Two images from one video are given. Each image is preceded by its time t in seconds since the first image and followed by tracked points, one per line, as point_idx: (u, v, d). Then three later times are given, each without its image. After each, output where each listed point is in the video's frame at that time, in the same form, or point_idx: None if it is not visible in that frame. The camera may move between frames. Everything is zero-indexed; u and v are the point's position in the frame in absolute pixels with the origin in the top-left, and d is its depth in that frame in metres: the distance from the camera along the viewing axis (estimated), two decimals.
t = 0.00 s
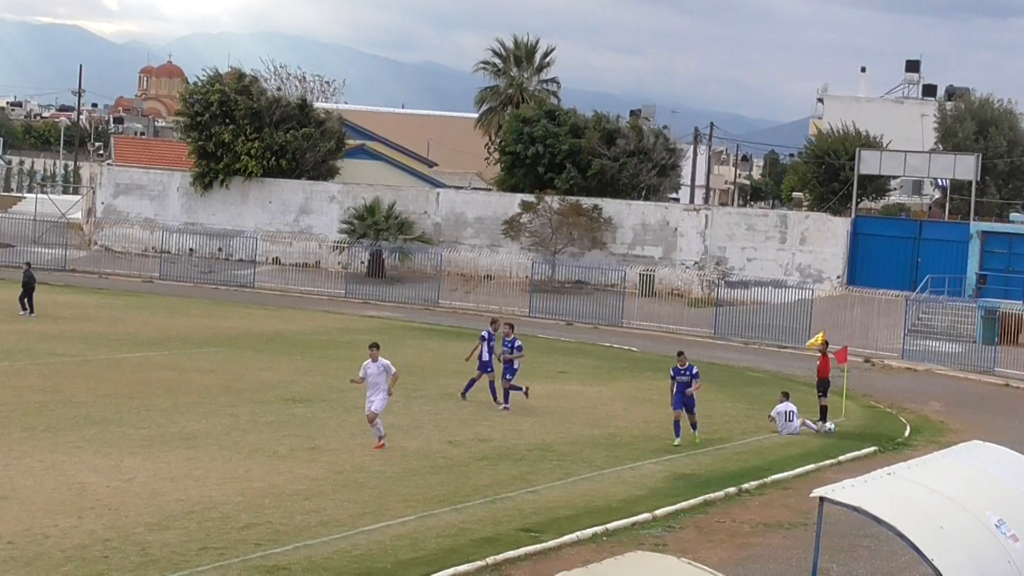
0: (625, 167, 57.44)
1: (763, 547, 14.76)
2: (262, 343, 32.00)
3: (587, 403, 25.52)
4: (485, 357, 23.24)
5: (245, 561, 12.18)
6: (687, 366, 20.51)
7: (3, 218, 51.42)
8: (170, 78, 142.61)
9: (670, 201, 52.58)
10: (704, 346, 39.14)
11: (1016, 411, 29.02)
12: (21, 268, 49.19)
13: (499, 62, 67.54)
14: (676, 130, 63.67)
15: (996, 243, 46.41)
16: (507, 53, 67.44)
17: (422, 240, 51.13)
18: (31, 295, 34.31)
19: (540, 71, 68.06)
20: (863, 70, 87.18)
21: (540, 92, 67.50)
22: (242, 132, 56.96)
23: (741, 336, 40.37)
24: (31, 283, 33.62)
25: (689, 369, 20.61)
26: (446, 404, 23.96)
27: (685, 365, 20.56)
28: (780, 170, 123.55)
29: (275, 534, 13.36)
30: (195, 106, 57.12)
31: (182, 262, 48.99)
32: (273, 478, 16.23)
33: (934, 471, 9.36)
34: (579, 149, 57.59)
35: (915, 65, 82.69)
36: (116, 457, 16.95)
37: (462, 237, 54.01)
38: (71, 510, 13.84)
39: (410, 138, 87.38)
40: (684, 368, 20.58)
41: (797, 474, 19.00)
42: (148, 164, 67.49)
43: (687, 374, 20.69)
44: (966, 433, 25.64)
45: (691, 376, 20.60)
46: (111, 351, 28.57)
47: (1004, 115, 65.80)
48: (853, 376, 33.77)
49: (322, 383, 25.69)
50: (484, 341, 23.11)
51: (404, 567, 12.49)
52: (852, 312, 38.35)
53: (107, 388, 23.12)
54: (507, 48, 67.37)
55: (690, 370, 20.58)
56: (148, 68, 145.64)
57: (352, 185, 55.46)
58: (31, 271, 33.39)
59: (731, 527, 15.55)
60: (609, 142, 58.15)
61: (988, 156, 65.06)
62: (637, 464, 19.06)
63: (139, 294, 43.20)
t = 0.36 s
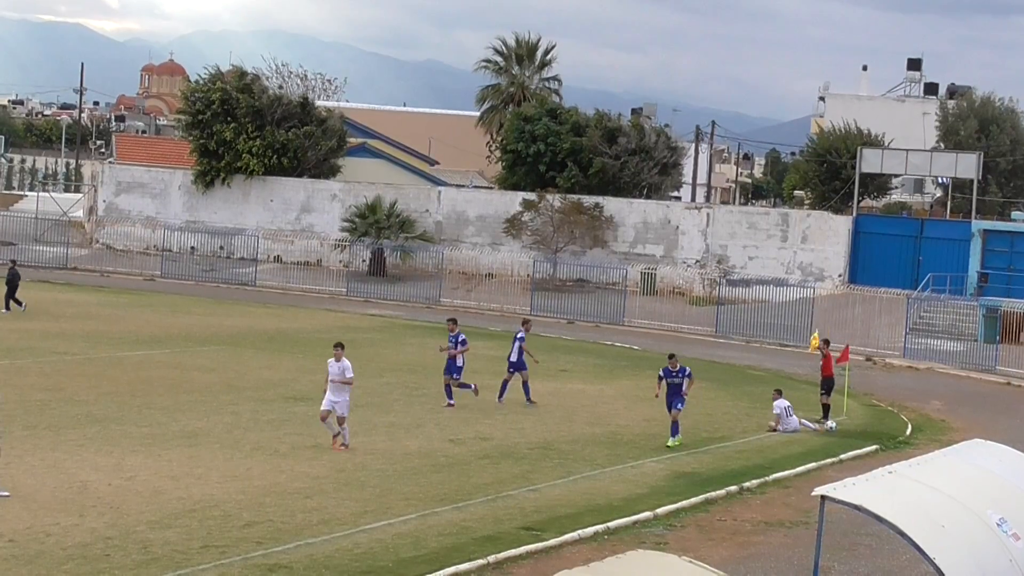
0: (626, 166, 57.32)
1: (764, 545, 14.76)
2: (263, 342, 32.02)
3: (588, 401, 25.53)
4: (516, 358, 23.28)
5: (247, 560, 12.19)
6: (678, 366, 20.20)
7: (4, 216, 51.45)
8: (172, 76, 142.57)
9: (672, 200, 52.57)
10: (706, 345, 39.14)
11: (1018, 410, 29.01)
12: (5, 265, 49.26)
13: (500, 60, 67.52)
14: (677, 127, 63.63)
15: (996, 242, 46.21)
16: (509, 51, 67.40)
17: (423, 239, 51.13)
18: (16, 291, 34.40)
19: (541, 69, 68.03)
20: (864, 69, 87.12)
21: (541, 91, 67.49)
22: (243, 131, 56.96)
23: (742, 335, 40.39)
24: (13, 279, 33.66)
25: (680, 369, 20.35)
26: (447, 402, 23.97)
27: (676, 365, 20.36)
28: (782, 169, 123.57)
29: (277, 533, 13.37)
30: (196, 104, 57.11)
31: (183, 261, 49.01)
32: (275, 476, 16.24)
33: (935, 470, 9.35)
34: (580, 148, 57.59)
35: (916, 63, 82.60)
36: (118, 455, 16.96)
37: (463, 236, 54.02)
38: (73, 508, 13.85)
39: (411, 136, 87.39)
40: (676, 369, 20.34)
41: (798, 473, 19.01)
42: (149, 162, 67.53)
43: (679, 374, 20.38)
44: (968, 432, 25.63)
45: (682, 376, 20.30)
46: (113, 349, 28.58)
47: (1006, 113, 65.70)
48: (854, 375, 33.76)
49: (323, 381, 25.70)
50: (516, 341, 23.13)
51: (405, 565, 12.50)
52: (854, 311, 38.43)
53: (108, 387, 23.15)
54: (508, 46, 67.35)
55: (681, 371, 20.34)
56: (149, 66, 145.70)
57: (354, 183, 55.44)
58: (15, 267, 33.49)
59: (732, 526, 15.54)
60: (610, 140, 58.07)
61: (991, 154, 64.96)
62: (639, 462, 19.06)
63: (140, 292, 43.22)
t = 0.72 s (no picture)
0: (627, 168, 57.11)
1: (765, 548, 14.76)
2: (264, 344, 32.07)
3: (588, 404, 25.54)
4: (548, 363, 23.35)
5: (248, 562, 12.20)
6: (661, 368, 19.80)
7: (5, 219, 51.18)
8: (173, 79, 142.60)
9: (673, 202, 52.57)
10: (708, 348, 39.15)
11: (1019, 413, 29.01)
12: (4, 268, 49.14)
13: (502, 63, 67.55)
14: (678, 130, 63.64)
15: (998, 245, 45.51)
16: (510, 54, 67.44)
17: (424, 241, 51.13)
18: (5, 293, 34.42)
19: (542, 72, 68.07)
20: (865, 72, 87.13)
21: (543, 93, 67.51)
22: (245, 134, 56.96)
23: (743, 338, 40.41)
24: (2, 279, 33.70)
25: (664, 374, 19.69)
26: (448, 405, 24.00)
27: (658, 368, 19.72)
28: (782, 173, 123.61)
29: (278, 535, 13.38)
30: (197, 107, 57.14)
31: (184, 263, 48.94)
32: (276, 479, 16.25)
33: (937, 473, 9.34)
34: (581, 151, 57.59)
35: (917, 66, 82.62)
36: (119, 458, 16.99)
37: (464, 238, 54.06)
38: (74, 511, 13.87)
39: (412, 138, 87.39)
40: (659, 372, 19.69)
41: (799, 476, 19.01)
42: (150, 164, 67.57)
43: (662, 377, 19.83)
44: (969, 435, 25.63)
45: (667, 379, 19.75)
46: (114, 352, 28.61)
47: (1008, 117, 65.70)
48: (855, 378, 33.79)
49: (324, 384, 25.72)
50: (549, 346, 23.26)
51: (406, 568, 12.50)
52: (856, 313, 38.41)
53: (109, 389, 23.16)
54: (509, 49, 67.40)
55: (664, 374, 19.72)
56: (150, 69, 145.73)
57: (355, 186, 55.48)
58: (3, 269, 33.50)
59: (733, 529, 15.55)
60: (611, 142, 58.00)
61: (992, 157, 64.93)
62: (640, 465, 19.07)
63: (141, 295, 43.28)
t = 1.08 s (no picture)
0: (628, 169, 57.08)
1: (766, 549, 14.74)
2: (265, 346, 32.08)
3: (589, 405, 25.53)
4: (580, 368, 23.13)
5: (249, 563, 12.20)
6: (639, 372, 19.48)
7: (5, 220, 50.89)
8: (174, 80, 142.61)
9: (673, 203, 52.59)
10: (708, 349, 39.14)
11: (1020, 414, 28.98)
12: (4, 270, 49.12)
13: (502, 64, 67.56)
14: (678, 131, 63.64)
15: (998, 245, 45.39)
16: (511, 56, 67.44)
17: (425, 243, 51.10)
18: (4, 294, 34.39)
19: (543, 73, 68.08)
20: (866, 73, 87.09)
21: (543, 95, 67.53)
22: (245, 135, 56.95)
23: (744, 339, 40.41)
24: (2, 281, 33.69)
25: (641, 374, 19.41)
26: (450, 406, 24.02)
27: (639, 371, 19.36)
28: (783, 174, 123.72)
29: (279, 536, 13.39)
30: (198, 108, 57.17)
31: (185, 264, 48.93)
32: (277, 480, 16.25)
33: (937, 474, 9.34)
34: (582, 152, 57.60)
35: (918, 68, 82.62)
36: (120, 459, 16.99)
37: (464, 239, 54.10)
38: (74, 512, 13.87)
39: (412, 139, 87.39)
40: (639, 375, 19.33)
41: (800, 477, 18.99)
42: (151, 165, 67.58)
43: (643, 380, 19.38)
44: (970, 436, 25.60)
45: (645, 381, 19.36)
46: (114, 353, 28.62)
47: (1009, 118, 65.68)
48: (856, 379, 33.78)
49: (325, 385, 25.72)
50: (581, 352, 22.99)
51: (407, 570, 12.49)
52: (857, 314, 38.37)
53: (111, 391, 23.15)
54: (510, 50, 67.41)
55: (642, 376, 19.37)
56: (151, 71, 145.74)
57: (356, 187, 55.53)
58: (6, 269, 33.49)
59: (734, 530, 15.54)
60: (612, 143, 58.01)
61: (993, 158, 64.90)
62: (641, 466, 19.07)
63: (143, 296, 43.28)
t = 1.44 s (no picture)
0: (630, 170, 57.13)
1: (768, 551, 14.73)
2: (267, 347, 32.07)
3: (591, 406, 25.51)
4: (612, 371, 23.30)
5: (250, 565, 12.19)
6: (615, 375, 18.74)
7: (7, 222, 50.96)
8: (176, 82, 142.59)
9: (676, 204, 52.59)
10: (711, 350, 39.10)
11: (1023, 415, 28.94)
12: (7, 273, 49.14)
13: (504, 65, 67.53)
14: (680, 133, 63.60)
15: (1000, 245, 45.31)
16: (512, 57, 67.46)
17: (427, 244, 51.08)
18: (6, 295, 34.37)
19: (545, 75, 68.08)
20: (868, 75, 87.15)
21: (545, 96, 67.53)
22: (247, 136, 56.98)
23: (746, 340, 40.37)
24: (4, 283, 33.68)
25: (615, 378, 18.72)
26: (452, 407, 24.02)
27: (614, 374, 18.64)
28: (785, 176, 123.68)
29: (281, 538, 13.38)
30: (200, 110, 57.21)
31: (187, 265, 48.93)
32: (279, 482, 16.25)
33: (940, 475, 9.33)
34: (584, 153, 57.59)
35: (920, 69, 82.56)
36: (122, 461, 16.97)
37: (466, 241, 54.13)
38: (77, 514, 13.88)
39: (414, 141, 87.35)
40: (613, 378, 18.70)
41: (802, 478, 18.97)
42: (153, 167, 67.55)
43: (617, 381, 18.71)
44: (972, 437, 25.57)
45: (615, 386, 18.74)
46: (116, 355, 28.64)
47: (1011, 119, 65.62)
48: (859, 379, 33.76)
49: (327, 387, 25.69)
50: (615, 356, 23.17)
51: (409, 571, 12.49)
52: (859, 315, 38.31)
53: (112, 392, 23.14)
54: (512, 51, 67.43)
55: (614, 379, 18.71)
56: (153, 73, 145.75)
57: (358, 189, 55.59)
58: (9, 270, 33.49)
59: (736, 531, 15.53)
60: (615, 144, 58.02)
61: (996, 159, 64.86)
62: (642, 467, 19.05)
63: (146, 298, 43.29)
